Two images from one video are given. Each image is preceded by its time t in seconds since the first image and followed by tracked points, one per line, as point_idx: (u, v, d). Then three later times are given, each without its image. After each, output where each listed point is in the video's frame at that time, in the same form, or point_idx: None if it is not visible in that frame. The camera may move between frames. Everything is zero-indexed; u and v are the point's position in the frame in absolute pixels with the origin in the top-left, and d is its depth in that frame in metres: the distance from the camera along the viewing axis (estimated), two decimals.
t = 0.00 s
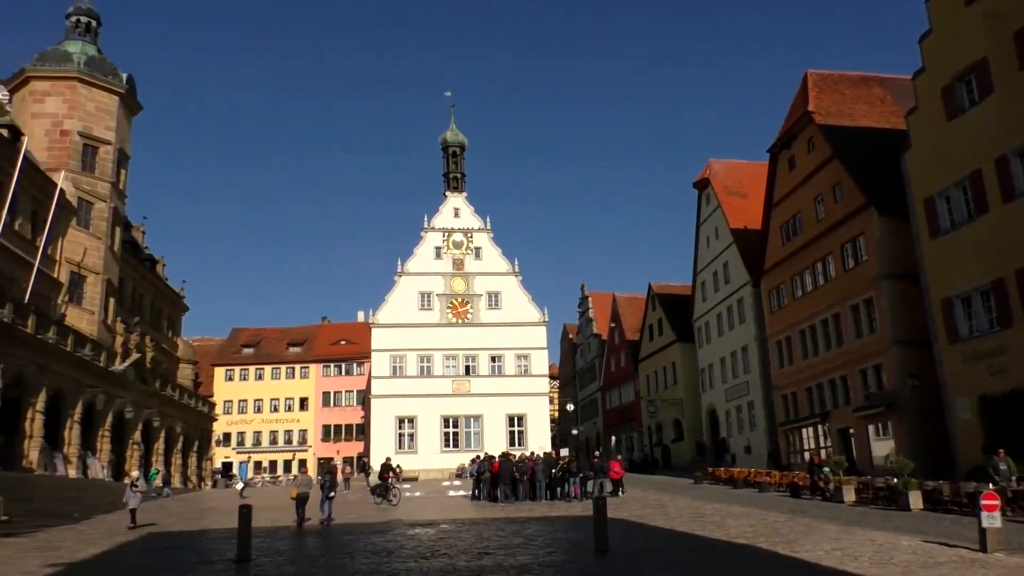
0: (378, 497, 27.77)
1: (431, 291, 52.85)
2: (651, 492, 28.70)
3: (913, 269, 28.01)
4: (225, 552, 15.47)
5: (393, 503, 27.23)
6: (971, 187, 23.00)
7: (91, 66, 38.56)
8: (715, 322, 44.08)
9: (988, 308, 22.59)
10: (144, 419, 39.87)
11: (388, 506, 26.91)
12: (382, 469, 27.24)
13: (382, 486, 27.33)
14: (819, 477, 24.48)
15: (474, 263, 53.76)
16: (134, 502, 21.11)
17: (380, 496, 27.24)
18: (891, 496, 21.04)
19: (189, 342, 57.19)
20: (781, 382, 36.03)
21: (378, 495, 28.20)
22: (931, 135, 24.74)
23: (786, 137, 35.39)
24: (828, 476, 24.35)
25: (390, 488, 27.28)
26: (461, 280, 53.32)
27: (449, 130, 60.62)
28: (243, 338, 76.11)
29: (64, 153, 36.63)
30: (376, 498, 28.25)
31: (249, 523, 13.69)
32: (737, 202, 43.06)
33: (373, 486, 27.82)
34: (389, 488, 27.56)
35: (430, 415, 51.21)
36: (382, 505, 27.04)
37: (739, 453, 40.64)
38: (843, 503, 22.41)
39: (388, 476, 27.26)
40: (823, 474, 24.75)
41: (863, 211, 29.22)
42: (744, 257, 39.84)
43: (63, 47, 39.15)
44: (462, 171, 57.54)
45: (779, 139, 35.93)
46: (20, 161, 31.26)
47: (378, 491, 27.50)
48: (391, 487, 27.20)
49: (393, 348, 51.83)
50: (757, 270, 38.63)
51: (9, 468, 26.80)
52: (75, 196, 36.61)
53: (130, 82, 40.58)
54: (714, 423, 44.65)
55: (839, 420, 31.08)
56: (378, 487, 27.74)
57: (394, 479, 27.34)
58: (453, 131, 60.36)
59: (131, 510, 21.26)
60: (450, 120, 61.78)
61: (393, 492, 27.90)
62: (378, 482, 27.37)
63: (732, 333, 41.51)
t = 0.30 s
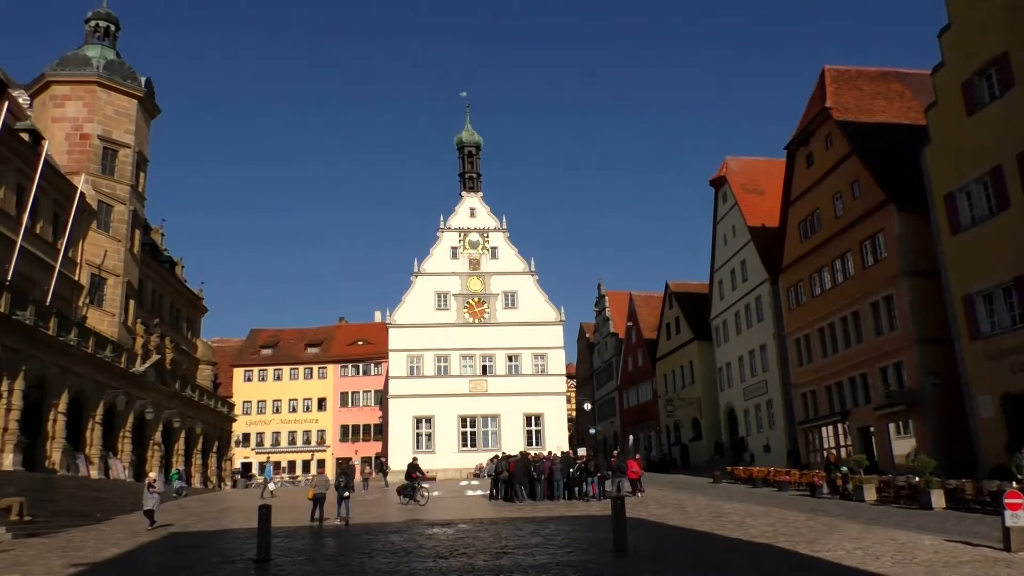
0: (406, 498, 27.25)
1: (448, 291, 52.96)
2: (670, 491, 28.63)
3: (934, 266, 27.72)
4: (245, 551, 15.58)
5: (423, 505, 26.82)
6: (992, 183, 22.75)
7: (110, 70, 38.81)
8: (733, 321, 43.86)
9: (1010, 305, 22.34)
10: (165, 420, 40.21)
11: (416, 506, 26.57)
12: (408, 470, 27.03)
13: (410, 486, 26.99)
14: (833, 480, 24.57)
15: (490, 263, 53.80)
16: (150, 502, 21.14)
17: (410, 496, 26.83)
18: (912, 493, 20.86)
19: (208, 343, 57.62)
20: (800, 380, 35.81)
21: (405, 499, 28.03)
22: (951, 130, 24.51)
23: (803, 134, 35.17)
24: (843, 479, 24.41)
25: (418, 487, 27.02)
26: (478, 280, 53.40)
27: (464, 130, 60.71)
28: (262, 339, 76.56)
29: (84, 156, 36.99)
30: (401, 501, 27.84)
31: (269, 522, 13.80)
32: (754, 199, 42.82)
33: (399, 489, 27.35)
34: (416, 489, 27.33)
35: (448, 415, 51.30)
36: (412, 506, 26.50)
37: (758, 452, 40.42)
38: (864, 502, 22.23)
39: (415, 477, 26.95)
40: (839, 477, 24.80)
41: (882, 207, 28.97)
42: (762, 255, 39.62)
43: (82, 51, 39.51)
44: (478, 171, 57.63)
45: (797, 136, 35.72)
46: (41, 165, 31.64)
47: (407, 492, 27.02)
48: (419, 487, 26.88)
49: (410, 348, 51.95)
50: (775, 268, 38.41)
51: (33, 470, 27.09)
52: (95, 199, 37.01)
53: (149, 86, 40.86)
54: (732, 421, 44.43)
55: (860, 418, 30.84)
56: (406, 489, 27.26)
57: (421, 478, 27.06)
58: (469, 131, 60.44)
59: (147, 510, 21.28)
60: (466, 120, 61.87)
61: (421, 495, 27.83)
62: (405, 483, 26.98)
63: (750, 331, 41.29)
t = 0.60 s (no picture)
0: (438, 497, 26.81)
1: (466, 290, 53.04)
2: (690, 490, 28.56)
3: (958, 262, 27.38)
4: (267, 550, 15.68)
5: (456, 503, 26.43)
6: (1017, 177, 22.45)
7: (131, 73, 39.16)
8: (754, 318, 43.59)
9: None
10: (187, 419, 40.56)
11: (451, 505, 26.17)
12: (439, 468, 26.91)
13: (442, 483, 26.70)
14: (852, 481, 24.44)
15: (509, 262, 53.81)
16: (171, 502, 21.13)
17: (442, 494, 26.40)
18: (937, 492, 20.63)
19: (229, 343, 58.09)
20: (822, 378, 35.51)
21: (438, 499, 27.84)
22: (974, 124, 24.22)
23: (823, 129, 34.88)
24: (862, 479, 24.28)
25: (451, 485, 26.73)
26: (496, 279, 53.43)
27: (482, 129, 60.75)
28: (282, 339, 77.04)
29: (106, 159, 37.39)
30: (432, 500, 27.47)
31: (291, 520, 13.87)
32: (773, 196, 42.52)
33: (430, 487, 27.00)
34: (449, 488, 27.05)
35: (467, 414, 51.38)
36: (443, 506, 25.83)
37: (779, 451, 40.15)
38: (888, 501, 22.04)
39: (447, 474, 26.80)
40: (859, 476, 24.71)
41: (905, 203, 28.68)
42: (782, 252, 39.34)
43: (104, 55, 39.92)
44: (496, 170, 57.68)
45: (817, 131, 35.45)
46: (65, 167, 32.04)
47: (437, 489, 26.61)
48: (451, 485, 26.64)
49: (429, 347, 52.07)
50: (795, 265, 38.13)
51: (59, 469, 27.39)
52: (117, 201, 37.45)
53: (169, 88, 41.19)
54: (753, 419, 44.17)
55: (882, 416, 30.56)
56: (438, 487, 26.90)
57: (453, 477, 26.86)
58: (487, 131, 60.46)
59: (168, 509, 21.29)
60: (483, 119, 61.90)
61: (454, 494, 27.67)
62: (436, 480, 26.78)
63: (771, 329, 41.01)
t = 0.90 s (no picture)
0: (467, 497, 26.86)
1: (483, 290, 53.10)
2: (708, 490, 28.44)
3: (980, 259, 27.08)
4: (287, 548, 15.77)
5: (486, 502, 26.44)
6: None
7: (151, 75, 39.48)
8: (772, 317, 43.33)
9: None
10: (207, 419, 40.90)
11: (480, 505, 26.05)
12: (468, 469, 27.05)
13: (470, 483, 26.79)
14: (870, 480, 24.33)
15: (526, 261, 53.80)
16: (184, 501, 20.88)
17: (471, 494, 26.42)
18: (959, 492, 20.41)
19: (248, 343, 58.52)
20: (842, 377, 35.23)
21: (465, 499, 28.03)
22: (996, 120, 23.95)
23: (843, 126, 34.60)
24: (880, 479, 24.14)
25: (480, 485, 26.90)
26: (513, 279, 53.42)
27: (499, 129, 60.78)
28: (301, 339, 77.45)
29: (126, 161, 37.74)
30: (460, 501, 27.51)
31: (310, 519, 13.95)
32: (792, 194, 42.24)
33: (458, 488, 27.08)
34: (478, 487, 27.21)
35: (484, 414, 51.41)
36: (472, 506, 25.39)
37: (799, 450, 39.88)
38: (910, 501, 21.84)
39: (475, 474, 26.94)
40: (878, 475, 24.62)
41: (925, 200, 28.40)
42: (801, 250, 39.07)
43: (124, 58, 40.29)
44: (512, 169, 57.70)
45: (836, 129, 35.18)
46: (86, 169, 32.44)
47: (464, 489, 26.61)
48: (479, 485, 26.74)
49: (446, 347, 52.18)
50: (815, 264, 37.85)
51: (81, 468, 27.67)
52: (137, 203, 37.82)
53: (188, 90, 41.48)
54: (772, 418, 43.92)
55: (903, 416, 30.27)
56: (466, 488, 26.98)
57: (481, 476, 27.02)
58: (503, 130, 60.49)
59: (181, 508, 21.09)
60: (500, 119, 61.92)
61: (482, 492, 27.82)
62: (464, 480, 26.88)
63: (790, 327, 40.73)
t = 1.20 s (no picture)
0: (500, 497, 26.77)
1: (503, 289, 53.13)
2: (730, 490, 28.27)
3: (1006, 257, 26.72)
4: (308, 547, 15.85)
5: (518, 502, 26.33)
6: None
7: (173, 78, 39.83)
8: (794, 316, 43.02)
9: None
10: (229, 418, 41.26)
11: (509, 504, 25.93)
12: (501, 468, 26.96)
13: (502, 482, 26.77)
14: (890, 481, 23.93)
15: (545, 260, 53.77)
16: (200, 500, 20.93)
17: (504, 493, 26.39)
18: (985, 493, 20.14)
19: (270, 343, 58.93)
20: (865, 376, 34.88)
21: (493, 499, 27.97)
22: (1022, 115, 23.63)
23: (865, 124, 34.31)
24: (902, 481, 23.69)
25: (512, 484, 26.82)
26: (533, 278, 53.41)
27: (518, 129, 60.81)
28: (321, 339, 77.88)
29: (149, 162, 38.15)
30: (491, 501, 27.42)
31: (331, 518, 14.02)
32: (813, 192, 41.91)
33: (491, 487, 26.99)
34: (510, 487, 27.14)
35: (504, 413, 51.42)
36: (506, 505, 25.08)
37: (822, 450, 39.55)
38: (935, 502, 21.62)
39: (508, 473, 26.85)
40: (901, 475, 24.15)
41: (949, 197, 28.07)
42: (822, 249, 38.75)
43: (147, 60, 40.72)
44: (532, 169, 57.71)
45: (858, 125, 34.85)
46: (110, 171, 32.81)
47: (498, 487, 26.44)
48: (513, 484, 26.63)
49: (466, 346, 52.27)
50: (837, 262, 37.55)
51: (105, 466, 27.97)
52: (161, 203, 38.22)
53: (210, 91, 41.81)
54: (794, 418, 43.58)
55: (928, 415, 29.93)
56: (499, 487, 26.89)
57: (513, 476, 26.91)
58: (522, 129, 60.50)
59: (198, 507, 21.12)
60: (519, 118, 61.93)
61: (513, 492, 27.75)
62: (498, 479, 26.78)
63: (812, 326, 40.40)
